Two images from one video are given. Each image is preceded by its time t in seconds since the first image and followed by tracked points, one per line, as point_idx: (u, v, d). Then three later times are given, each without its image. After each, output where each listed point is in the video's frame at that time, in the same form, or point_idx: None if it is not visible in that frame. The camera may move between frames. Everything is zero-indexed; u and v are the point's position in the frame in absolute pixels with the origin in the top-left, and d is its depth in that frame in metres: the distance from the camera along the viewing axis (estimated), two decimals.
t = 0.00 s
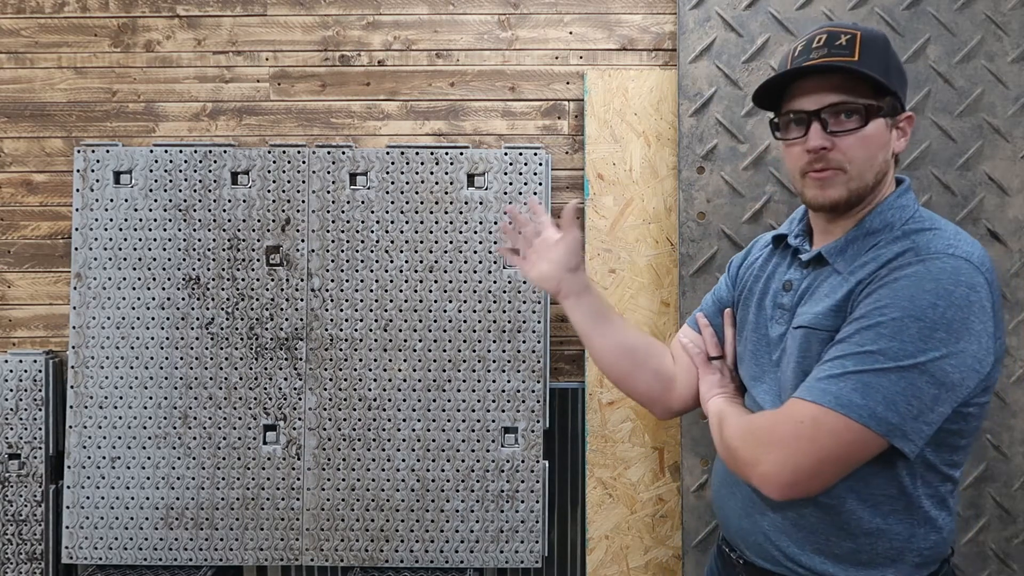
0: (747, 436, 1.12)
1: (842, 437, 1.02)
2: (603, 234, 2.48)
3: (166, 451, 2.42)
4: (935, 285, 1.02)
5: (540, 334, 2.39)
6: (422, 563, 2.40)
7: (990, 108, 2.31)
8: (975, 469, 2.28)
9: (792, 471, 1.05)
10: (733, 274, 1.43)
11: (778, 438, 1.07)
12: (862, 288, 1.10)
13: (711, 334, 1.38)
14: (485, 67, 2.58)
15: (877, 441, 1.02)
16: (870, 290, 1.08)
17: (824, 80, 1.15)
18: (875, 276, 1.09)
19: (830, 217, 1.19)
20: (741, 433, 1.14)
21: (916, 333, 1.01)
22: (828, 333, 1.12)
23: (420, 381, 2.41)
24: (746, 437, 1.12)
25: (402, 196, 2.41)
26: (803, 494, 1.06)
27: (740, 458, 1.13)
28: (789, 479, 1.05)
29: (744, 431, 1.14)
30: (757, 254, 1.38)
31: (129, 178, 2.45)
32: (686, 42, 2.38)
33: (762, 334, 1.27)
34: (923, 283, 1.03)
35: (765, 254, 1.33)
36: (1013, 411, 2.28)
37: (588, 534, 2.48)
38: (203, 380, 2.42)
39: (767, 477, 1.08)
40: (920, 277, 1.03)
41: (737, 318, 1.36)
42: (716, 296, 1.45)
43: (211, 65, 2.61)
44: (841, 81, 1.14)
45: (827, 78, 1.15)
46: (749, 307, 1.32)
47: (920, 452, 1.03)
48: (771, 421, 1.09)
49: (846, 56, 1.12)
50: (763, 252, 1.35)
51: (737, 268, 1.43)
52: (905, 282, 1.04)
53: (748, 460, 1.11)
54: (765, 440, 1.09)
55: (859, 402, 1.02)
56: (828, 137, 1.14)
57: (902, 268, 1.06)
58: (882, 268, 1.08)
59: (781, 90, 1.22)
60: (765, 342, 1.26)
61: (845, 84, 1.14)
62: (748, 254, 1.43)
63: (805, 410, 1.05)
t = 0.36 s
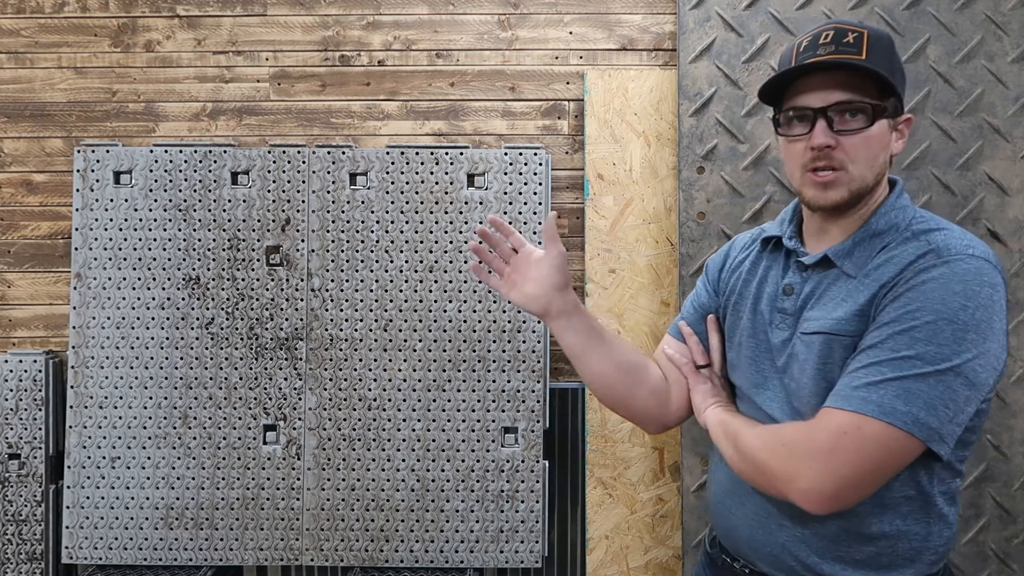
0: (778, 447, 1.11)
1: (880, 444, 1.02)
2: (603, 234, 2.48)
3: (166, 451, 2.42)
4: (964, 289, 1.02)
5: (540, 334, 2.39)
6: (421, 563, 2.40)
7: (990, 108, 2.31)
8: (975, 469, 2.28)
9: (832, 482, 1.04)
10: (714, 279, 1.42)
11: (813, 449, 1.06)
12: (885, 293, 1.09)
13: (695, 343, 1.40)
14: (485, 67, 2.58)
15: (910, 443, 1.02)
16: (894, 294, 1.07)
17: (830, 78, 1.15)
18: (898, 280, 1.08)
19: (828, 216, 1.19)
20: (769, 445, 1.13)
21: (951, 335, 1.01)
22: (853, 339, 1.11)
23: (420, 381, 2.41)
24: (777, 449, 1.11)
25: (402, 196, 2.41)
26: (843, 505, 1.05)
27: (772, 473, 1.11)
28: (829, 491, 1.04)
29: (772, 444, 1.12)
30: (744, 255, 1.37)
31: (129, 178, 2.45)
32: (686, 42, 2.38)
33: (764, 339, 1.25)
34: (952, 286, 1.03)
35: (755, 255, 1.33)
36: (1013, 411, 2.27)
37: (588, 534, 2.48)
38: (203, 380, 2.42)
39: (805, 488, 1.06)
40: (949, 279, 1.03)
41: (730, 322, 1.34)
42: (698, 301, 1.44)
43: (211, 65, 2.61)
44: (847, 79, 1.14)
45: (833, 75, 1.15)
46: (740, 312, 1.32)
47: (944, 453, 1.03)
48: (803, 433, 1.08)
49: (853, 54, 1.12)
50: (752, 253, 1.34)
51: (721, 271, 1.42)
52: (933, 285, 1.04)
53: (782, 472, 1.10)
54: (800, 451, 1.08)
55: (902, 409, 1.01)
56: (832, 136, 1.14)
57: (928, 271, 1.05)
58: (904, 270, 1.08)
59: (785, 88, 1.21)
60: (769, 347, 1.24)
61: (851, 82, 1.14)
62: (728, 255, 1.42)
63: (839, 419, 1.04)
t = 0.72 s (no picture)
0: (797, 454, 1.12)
1: (903, 451, 1.05)
2: (603, 234, 2.49)
3: (166, 451, 2.42)
4: (976, 294, 1.05)
5: (540, 334, 2.39)
6: (421, 563, 2.40)
7: (990, 108, 2.31)
8: (975, 469, 2.28)
9: (854, 487, 1.07)
10: (705, 271, 1.39)
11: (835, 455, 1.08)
12: (897, 297, 1.09)
13: (703, 341, 1.33)
14: (485, 67, 2.58)
15: (929, 447, 1.04)
16: (908, 299, 1.08)
17: (823, 76, 1.15)
18: (911, 284, 1.09)
19: (819, 216, 1.19)
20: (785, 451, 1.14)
21: (965, 340, 1.04)
22: (863, 343, 1.11)
23: (419, 381, 2.41)
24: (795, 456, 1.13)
25: (402, 196, 2.41)
26: (864, 509, 1.08)
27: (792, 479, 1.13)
28: (852, 496, 1.07)
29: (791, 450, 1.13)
30: (735, 251, 1.34)
31: (129, 178, 2.45)
32: (686, 42, 2.38)
33: (759, 341, 1.22)
34: (965, 290, 1.05)
35: (747, 253, 1.30)
36: (1013, 411, 2.27)
37: (588, 534, 2.48)
38: (203, 380, 2.42)
39: (829, 495, 1.09)
40: (961, 283, 1.05)
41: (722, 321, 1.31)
42: (684, 297, 1.39)
43: (211, 65, 2.61)
44: (840, 77, 1.14)
45: (826, 74, 1.15)
46: (734, 310, 1.29)
47: (952, 455, 1.05)
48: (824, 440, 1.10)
49: (846, 53, 1.12)
50: (745, 251, 1.31)
51: (714, 264, 1.38)
52: (946, 290, 1.06)
53: (804, 480, 1.11)
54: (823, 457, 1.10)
55: (921, 413, 1.04)
56: (824, 134, 1.15)
57: (940, 275, 1.07)
58: (916, 274, 1.09)
59: (778, 84, 1.21)
60: (766, 349, 1.22)
61: (843, 80, 1.14)
62: (719, 247, 1.39)
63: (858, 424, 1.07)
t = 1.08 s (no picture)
0: (857, 460, 1.10)
1: (961, 447, 1.07)
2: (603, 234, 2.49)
3: (166, 451, 2.42)
4: (1002, 297, 1.11)
5: (540, 334, 2.39)
6: (421, 563, 2.40)
7: (990, 108, 2.31)
8: (975, 469, 2.28)
9: (918, 490, 1.07)
10: (696, 273, 1.33)
11: (900, 459, 1.08)
12: (932, 299, 1.11)
13: (700, 344, 1.29)
14: (485, 67, 2.58)
15: (978, 442, 1.08)
16: (945, 301, 1.10)
17: (835, 84, 1.16)
18: (945, 287, 1.11)
19: (830, 222, 1.19)
20: (842, 457, 1.11)
21: (1001, 340, 1.09)
22: (901, 344, 1.12)
23: (419, 381, 2.41)
24: (855, 462, 1.10)
25: (402, 196, 2.41)
26: (923, 509, 1.09)
27: (851, 487, 1.10)
28: (917, 498, 1.08)
29: (845, 456, 1.11)
30: (731, 252, 1.31)
31: (129, 178, 2.45)
32: (686, 41, 2.38)
33: (775, 345, 1.21)
34: (996, 293, 1.10)
35: (749, 255, 1.28)
36: (1013, 411, 2.27)
37: (588, 535, 2.48)
38: (203, 380, 2.42)
39: (896, 499, 1.08)
40: (991, 287, 1.11)
41: (722, 326, 1.28)
42: (675, 300, 1.31)
43: (211, 65, 2.61)
44: (851, 84, 1.15)
45: (838, 81, 1.16)
46: (739, 312, 1.26)
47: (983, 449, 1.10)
48: (885, 444, 1.09)
49: (858, 61, 1.13)
50: (745, 253, 1.29)
51: (705, 268, 1.34)
52: (982, 292, 1.10)
53: (868, 486, 1.09)
54: (887, 462, 1.08)
55: (976, 412, 1.07)
56: (839, 141, 1.15)
57: (973, 278, 1.11)
58: (951, 277, 1.11)
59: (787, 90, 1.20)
60: (783, 353, 1.20)
61: (854, 88, 1.15)
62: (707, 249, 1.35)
63: (918, 425, 1.08)
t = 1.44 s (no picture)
0: (840, 460, 1.09)
1: (944, 446, 1.06)
2: (603, 234, 2.49)
3: (166, 451, 2.42)
4: (985, 295, 1.10)
5: (540, 334, 2.40)
6: (422, 563, 2.40)
7: (990, 109, 2.31)
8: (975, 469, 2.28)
9: (903, 489, 1.06)
10: (685, 278, 1.36)
11: (883, 458, 1.06)
12: (915, 300, 1.11)
13: (687, 347, 1.31)
14: (485, 67, 2.58)
15: (963, 442, 1.07)
16: (927, 301, 1.10)
17: (820, 87, 1.17)
18: (927, 287, 1.11)
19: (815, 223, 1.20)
20: (825, 458, 1.10)
21: (983, 340, 1.08)
22: (885, 345, 1.12)
23: (420, 381, 2.41)
24: (838, 462, 1.09)
25: (402, 196, 2.41)
26: (908, 509, 1.08)
27: (834, 486, 1.10)
28: (901, 498, 1.06)
29: (829, 455, 1.10)
30: (719, 256, 1.34)
31: (129, 178, 2.45)
32: (686, 42, 2.38)
33: (762, 347, 1.22)
34: (977, 293, 1.09)
35: (736, 259, 1.30)
36: (1014, 411, 2.27)
37: (588, 535, 2.48)
38: (203, 380, 2.42)
39: (880, 499, 1.07)
40: (974, 287, 1.10)
41: (710, 329, 1.30)
42: (663, 305, 1.34)
43: (211, 65, 2.61)
44: (835, 87, 1.17)
45: (823, 84, 1.17)
46: (727, 315, 1.28)
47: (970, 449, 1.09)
48: (868, 443, 1.08)
49: (841, 64, 1.15)
50: (732, 257, 1.31)
51: (693, 274, 1.36)
52: (963, 292, 1.09)
53: (851, 486, 1.08)
54: (870, 462, 1.07)
55: (959, 411, 1.05)
56: (823, 143, 1.17)
57: (954, 278, 1.10)
58: (932, 277, 1.11)
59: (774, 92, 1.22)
60: (769, 355, 1.21)
61: (840, 91, 1.17)
62: (696, 254, 1.38)
63: (900, 424, 1.06)
